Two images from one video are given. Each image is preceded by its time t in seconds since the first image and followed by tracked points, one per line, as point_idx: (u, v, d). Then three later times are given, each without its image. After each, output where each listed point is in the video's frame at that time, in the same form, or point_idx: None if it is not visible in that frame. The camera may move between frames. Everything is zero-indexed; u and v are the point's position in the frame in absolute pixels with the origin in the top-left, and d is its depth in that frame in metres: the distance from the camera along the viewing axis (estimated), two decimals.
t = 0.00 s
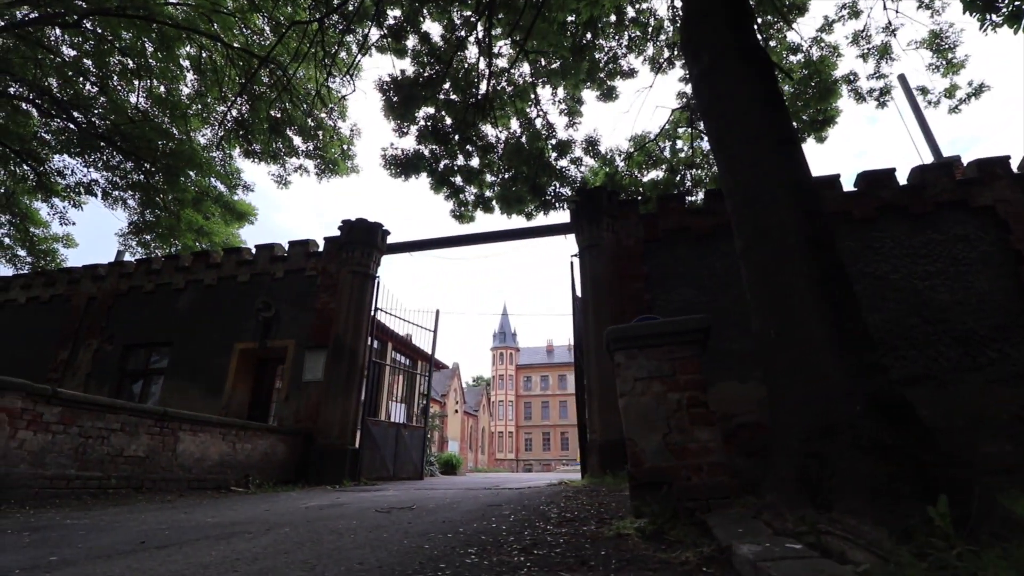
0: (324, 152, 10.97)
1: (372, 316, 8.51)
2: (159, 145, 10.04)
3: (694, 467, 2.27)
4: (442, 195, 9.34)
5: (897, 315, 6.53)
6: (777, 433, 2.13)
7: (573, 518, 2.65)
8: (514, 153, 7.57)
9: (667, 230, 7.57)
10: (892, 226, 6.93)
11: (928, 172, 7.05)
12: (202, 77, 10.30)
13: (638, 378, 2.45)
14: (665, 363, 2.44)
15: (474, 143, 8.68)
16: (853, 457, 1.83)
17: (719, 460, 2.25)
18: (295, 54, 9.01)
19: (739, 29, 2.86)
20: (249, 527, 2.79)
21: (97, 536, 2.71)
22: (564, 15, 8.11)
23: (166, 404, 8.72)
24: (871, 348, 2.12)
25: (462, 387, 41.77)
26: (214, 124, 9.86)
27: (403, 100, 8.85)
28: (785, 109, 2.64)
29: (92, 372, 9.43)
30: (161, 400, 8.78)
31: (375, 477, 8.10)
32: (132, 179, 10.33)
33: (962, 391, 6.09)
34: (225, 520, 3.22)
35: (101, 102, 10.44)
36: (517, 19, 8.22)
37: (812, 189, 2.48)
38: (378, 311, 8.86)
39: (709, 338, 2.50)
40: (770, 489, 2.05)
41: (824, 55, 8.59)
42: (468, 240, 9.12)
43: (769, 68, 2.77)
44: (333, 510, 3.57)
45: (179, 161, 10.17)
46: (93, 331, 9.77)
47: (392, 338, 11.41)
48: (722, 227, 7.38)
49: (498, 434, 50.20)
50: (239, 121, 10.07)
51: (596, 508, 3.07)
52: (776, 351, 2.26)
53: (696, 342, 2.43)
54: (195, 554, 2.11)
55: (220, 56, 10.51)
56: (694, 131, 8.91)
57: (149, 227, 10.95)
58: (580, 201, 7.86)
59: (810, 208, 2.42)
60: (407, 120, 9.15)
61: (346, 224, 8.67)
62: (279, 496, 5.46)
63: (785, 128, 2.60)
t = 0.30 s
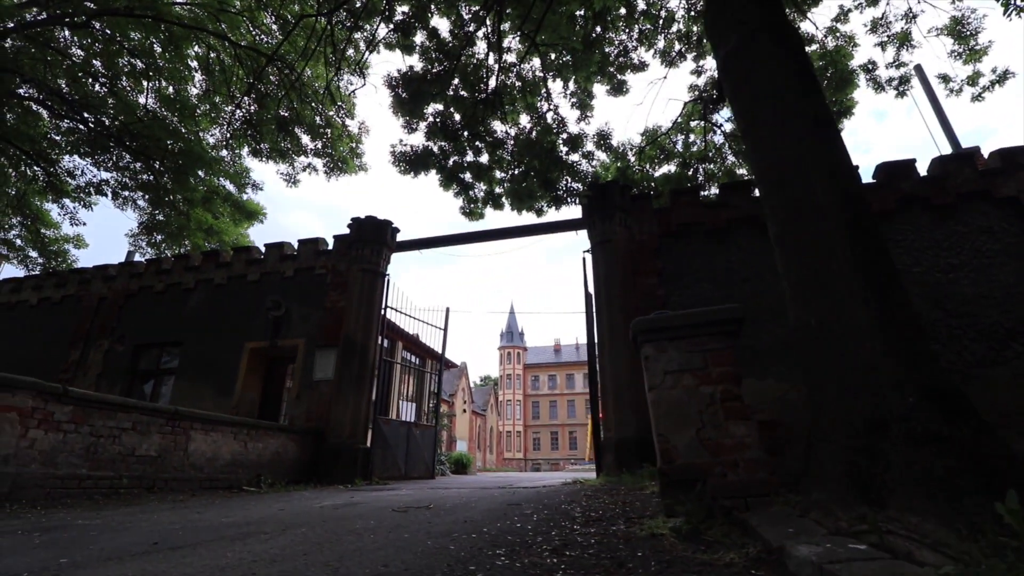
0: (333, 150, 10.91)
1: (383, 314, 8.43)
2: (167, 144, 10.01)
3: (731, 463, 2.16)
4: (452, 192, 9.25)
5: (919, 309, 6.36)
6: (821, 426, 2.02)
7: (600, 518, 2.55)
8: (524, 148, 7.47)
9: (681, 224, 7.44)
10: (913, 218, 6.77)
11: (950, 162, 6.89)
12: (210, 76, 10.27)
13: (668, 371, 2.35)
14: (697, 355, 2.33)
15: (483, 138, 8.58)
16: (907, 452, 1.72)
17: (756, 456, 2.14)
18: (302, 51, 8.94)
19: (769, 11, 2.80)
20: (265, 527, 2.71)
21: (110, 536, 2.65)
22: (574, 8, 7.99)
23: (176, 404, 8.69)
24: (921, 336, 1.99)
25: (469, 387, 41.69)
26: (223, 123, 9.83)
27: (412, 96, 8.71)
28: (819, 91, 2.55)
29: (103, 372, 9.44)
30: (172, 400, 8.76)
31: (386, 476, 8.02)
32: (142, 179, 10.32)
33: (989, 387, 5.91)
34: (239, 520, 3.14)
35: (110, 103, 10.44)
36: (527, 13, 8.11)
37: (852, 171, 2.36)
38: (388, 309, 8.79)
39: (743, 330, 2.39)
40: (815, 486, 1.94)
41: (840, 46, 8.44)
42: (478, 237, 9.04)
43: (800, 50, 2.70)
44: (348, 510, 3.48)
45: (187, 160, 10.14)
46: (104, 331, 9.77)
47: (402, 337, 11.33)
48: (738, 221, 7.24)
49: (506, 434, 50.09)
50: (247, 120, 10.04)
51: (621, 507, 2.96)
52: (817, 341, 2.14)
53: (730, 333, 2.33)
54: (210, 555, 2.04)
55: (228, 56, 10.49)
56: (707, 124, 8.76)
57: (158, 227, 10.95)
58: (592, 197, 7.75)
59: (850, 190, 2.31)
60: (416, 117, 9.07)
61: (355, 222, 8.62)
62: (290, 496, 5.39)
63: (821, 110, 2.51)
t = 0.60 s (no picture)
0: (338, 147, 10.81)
1: (387, 313, 8.32)
2: (170, 142, 9.94)
3: (764, 465, 2.03)
4: (458, 189, 9.13)
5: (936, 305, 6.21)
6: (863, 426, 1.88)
7: (620, 522, 2.42)
8: (532, 142, 7.33)
9: (692, 220, 7.31)
10: (929, 213, 6.62)
11: (966, 156, 6.73)
12: (213, 74, 10.18)
13: (694, 368, 2.22)
14: (725, 350, 2.21)
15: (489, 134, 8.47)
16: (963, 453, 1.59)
17: (791, 458, 2.01)
18: (305, 47, 8.82)
19: None
20: (269, 532, 2.60)
21: (108, 540, 2.54)
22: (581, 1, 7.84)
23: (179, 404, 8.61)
24: (973, 330, 1.85)
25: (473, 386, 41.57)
26: (226, 120, 9.75)
27: (417, 90, 8.55)
28: (851, 72, 2.43)
29: (106, 372, 9.36)
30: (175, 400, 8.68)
31: (392, 476, 7.94)
32: (144, 176, 10.27)
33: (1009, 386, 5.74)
34: (242, 524, 3.02)
35: (112, 100, 10.38)
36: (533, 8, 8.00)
37: (889, 155, 2.23)
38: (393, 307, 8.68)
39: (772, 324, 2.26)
40: (858, 490, 1.81)
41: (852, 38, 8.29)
42: (484, 235, 8.93)
43: (830, 30, 2.58)
44: (355, 513, 3.37)
45: (190, 159, 10.06)
46: (107, 330, 9.70)
47: (406, 336, 11.21)
48: (749, 217, 7.11)
49: (510, 433, 49.97)
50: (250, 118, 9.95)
51: (640, 511, 2.83)
52: (856, 334, 2.00)
53: (761, 327, 2.20)
54: (213, 562, 1.92)
55: (232, 54, 10.41)
56: (716, 119, 8.62)
57: (162, 226, 10.89)
58: (600, 192, 7.63)
59: (888, 175, 2.18)
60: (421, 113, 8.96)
61: (360, 219, 8.52)
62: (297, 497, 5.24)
63: (853, 91, 2.38)
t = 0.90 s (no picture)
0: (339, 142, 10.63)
1: (389, 312, 8.15)
2: (167, 138, 9.76)
3: (805, 475, 1.86)
4: (461, 185, 8.94)
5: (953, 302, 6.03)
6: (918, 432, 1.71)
7: (643, 536, 2.24)
8: (537, 136, 7.14)
9: (701, 216, 7.12)
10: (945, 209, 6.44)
11: (983, 150, 6.55)
12: (211, 69, 10.00)
13: (726, 367, 2.05)
14: (759, 349, 2.04)
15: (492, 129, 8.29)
16: None
17: (835, 467, 1.84)
18: (305, 40, 8.64)
19: None
20: (265, 545, 2.42)
21: (91, 554, 2.36)
22: None
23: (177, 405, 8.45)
24: None
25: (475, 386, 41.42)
26: (225, 116, 9.58)
27: (419, 84, 8.32)
28: (891, 50, 2.26)
29: (103, 371, 9.20)
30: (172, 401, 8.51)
31: (394, 478, 7.79)
32: (142, 173, 10.12)
33: None
34: (237, 534, 2.84)
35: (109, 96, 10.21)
36: None
37: (936, 136, 2.07)
38: (395, 306, 8.51)
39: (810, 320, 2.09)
40: (913, 503, 1.64)
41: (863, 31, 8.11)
42: (488, 232, 8.76)
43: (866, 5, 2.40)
44: (357, 521, 3.19)
45: (189, 155, 9.90)
46: (104, 329, 9.53)
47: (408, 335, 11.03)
48: (760, 212, 6.92)
49: (511, 433, 49.82)
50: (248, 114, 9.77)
51: (660, 520, 2.65)
52: (907, 330, 1.83)
53: (798, 323, 2.03)
54: None
55: (231, 49, 10.24)
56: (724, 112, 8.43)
57: (160, 224, 10.72)
58: (607, 188, 7.45)
59: (937, 158, 2.01)
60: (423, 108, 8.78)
61: (361, 216, 8.34)
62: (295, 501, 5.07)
63: (894, 69, 2.21)
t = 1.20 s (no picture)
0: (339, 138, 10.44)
1: (389, 310, 7.99)
2: (163, 134, 9.60)
3: (846, 480, 1.74)
4: (462, 180, 8.77)
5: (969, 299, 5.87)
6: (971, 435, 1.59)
7: (665, 544, 2.10)
8: (541, 129, 6.97)
9: (708, 211, 6.97)
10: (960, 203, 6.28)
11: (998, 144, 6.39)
12: (207, 64, 9.84)
13: (757, 364, 1.93)
14: (792, 344, 1.92)
15: (494, 123, 8.12)
16: None
17: (878, 470, 1.73)
18: (303, 33, 8.47)
19: None
20: (260, 554, 2.27)
21: (72, 565, 2.21)
22: None
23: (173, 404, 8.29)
24: None
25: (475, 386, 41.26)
26: (222, 111, 9.42)
27: (419, 77, 8.14)
28: (931, 27, 2.14)
29: (98, 370, 9.03)
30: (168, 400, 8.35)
31: (394, 479, 7.63)
32: (137, 170, 9.97)
33: None
34: (232, 541, 2.69)
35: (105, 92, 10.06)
36: None
37: (985, 113, 1.93)
38: (395, 304, 8.36)
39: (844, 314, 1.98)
40: (974, 511, 1.48)
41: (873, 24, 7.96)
42: (490, 229, 8.59)
43: None
44: (357, 527, 3.04)
45: (185, 152, 9.74)
46: (99, 328, 9.37)
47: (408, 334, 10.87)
48: (769, 207, 6.76)
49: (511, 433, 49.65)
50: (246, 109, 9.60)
51: (680, 526, 2.51)
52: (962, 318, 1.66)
53: (834, 318, 1.92)
54: None
55: (229, 44, 10.08)
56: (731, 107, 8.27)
57: (157, 221, 10.57)
58: (612, 183, 7.29)
59: (986, 136, 1.87)
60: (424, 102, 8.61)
61: (361, 211, 8.19)
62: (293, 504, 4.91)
63: (936, 46, 2.09)
